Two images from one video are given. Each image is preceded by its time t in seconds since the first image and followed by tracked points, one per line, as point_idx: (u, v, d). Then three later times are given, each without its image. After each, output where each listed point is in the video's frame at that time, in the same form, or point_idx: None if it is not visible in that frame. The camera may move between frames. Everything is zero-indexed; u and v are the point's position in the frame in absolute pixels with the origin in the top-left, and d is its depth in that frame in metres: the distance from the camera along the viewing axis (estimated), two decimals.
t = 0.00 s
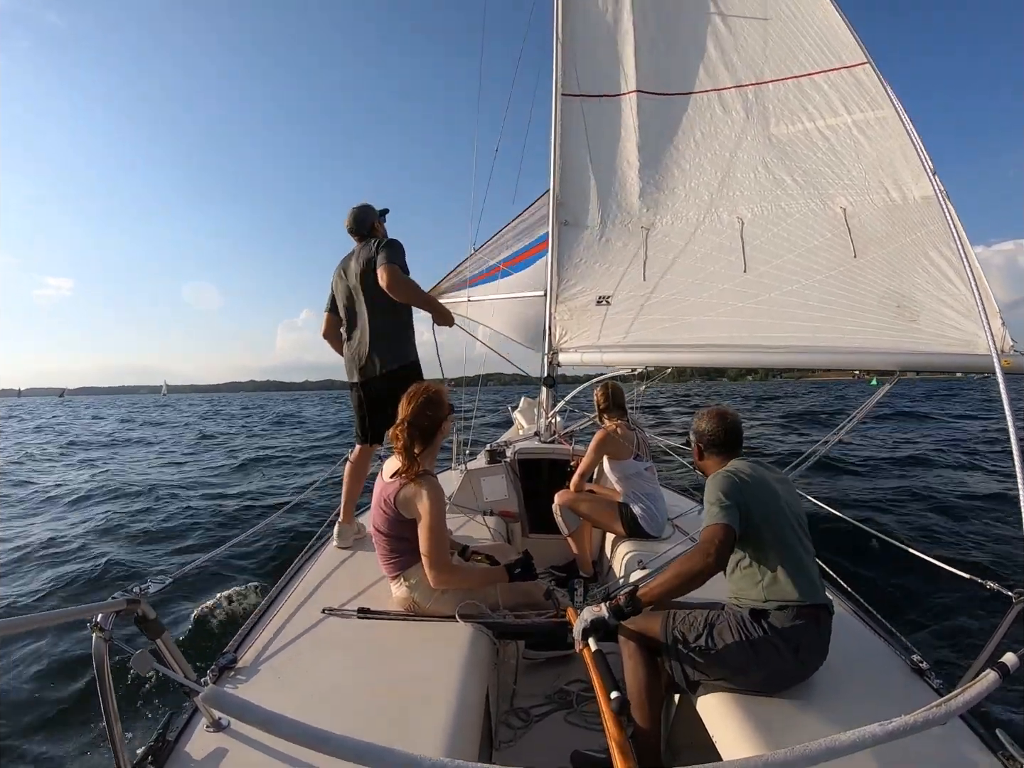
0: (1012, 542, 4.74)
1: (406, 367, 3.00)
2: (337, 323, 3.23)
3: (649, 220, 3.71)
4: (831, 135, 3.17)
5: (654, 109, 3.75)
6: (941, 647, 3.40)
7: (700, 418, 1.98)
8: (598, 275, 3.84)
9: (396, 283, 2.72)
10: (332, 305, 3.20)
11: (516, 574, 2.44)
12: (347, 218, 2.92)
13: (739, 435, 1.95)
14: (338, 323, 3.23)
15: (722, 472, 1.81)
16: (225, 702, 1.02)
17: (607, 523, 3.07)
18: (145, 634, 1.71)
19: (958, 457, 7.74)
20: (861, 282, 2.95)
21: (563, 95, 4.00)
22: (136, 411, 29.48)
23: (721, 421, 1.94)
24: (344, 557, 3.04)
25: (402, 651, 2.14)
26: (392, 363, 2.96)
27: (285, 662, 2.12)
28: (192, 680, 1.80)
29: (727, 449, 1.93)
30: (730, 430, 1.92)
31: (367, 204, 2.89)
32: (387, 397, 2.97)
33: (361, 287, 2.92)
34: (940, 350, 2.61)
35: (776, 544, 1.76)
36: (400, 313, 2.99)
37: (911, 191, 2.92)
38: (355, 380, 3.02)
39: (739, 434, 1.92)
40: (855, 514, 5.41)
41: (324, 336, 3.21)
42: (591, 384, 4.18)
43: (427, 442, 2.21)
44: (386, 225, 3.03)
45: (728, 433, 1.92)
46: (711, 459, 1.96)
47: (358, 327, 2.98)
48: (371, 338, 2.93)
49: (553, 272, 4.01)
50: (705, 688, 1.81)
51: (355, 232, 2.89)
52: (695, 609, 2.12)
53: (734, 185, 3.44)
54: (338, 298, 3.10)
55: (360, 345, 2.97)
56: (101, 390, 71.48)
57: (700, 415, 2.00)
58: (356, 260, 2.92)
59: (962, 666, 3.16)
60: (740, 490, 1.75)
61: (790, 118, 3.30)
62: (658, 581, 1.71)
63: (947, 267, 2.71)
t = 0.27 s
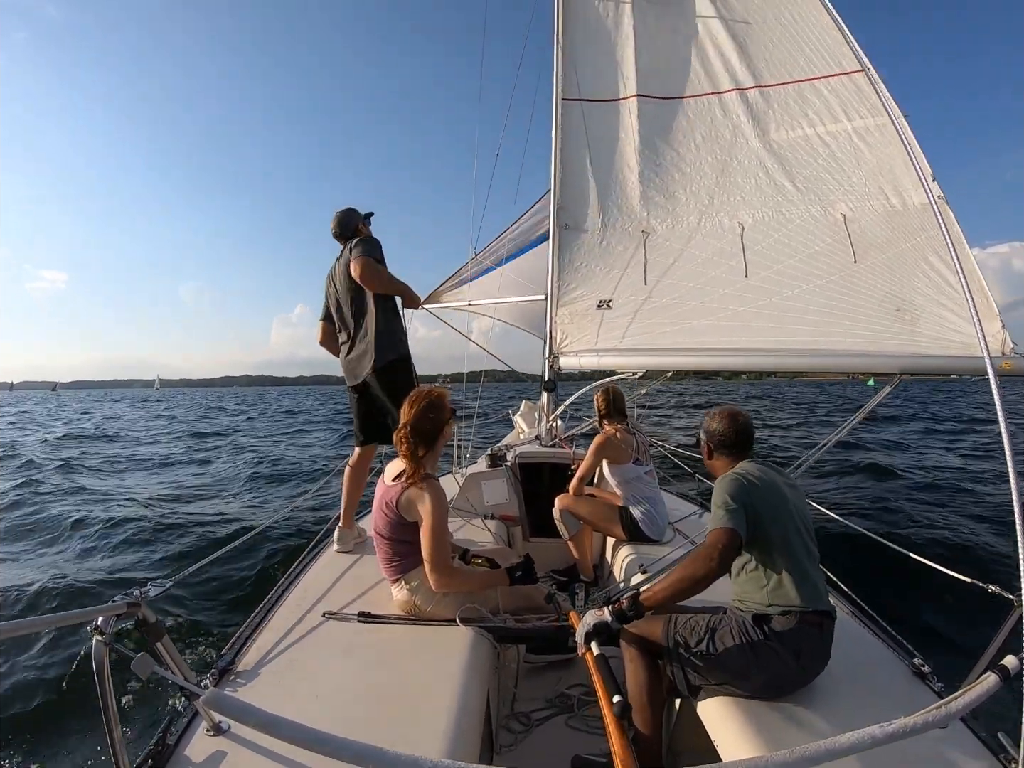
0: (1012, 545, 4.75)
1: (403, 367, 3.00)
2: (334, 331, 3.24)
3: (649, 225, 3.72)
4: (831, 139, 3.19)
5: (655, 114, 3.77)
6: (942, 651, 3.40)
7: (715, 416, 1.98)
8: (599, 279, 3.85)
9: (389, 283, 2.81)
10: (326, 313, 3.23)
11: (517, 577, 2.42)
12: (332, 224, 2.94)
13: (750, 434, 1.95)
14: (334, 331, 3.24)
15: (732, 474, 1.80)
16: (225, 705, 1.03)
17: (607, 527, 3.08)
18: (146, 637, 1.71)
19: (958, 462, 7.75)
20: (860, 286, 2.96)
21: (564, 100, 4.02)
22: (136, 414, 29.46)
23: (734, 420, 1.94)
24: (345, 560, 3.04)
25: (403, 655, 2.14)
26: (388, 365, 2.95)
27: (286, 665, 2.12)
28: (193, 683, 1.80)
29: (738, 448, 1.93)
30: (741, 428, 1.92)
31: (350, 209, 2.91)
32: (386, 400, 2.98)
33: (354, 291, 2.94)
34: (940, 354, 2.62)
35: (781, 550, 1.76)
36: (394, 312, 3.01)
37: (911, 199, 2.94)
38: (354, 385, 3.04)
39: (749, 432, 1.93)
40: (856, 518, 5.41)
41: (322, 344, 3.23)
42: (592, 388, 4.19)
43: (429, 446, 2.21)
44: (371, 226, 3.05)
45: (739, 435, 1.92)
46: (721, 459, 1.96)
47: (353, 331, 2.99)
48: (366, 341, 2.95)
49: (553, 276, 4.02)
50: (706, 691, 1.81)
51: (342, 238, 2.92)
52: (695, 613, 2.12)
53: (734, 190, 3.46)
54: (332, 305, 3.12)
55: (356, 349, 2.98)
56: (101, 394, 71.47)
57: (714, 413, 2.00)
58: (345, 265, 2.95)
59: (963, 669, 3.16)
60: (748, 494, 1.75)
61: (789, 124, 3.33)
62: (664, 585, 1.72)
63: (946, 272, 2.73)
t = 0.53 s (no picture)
0: (1013, 543, 4.74)
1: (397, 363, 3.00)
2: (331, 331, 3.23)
3: (648, 224, 3.72)
4: (828, 135, 3.19)
5: (652, 113, 3.77)
6: (943, 649, 3.39)
7: (729, 412, 1.97)
8: (597, 279, 3.85)
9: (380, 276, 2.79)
10: (323, 314, 3.22)
11: (517, 577, 2.40)
12: (328, 225, 2.95)
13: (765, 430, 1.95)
14: (330, 329, 3.23)
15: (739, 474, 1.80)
16: (225, 704, 1.03)
17: (607, 526, 3.08)
18: (146, 637, 1.71)
19: (957, 459, 7.74)
20: (860, 283, 2.96)
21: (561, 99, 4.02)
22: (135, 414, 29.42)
23: (748, 418, 1.93)
24: (345, 561, 3.04)
25: (404, 655, 2.13)
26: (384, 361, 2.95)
27: (287, 665, 2.12)
28: (193, 683, 1.80)
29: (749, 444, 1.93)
30: (755, 425, 1.92)
31: (347, 209, 2.91)
32: (382, 400, 2.97)
33: (347, 287, 2.93)
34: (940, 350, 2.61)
35: (785, 551, 1.75)
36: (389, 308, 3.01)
37: (909, 189, 2.93)
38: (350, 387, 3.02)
39: (763, 431, 1.92)
40: (856, 516, 5.40)
41: (318, 345, 3.23)
42: (591, 387, 4.18)
43: (429, 446, 2.21)
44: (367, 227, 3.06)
45: (753, 433, 1.92)
46: (731, 455, 1.96)
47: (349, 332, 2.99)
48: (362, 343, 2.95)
49: (552, 275, 4.02)
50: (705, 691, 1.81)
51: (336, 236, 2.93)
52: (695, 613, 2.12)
53: (733, 188, 3.45)
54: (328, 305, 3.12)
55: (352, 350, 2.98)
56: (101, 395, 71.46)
57: (729, 410, 1.99)
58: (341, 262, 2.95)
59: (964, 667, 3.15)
60: (754, 494, 1.74)
61: (786, 121, 3.32)
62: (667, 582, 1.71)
63: (945, 268, 2.72)
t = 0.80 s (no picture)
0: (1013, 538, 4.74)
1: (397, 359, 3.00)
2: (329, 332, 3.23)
3: (646, 221, 3.71)
4: (827, 129, 3.17)
5: (650, 109, 3.76)
6: (943, 644, 3.40)
7: (748, 403, 1.93)
8: (596, 276, 3.84)
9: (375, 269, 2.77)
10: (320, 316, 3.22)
11: (518, 575, 2.42)
12: (320, 227, 2.94)
13: (782, 423, 1.91)
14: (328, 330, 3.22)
15: (743, 471, 1.78)
16: (226, 705, 1.02)
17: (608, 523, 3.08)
18: (148, 638, 1.71)
19: (957, 455, 7.75)
20: (859, 279, 2.95)
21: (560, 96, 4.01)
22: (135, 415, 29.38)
23: (767, 410, 1.89)
24: (345, 560, 3.04)
25: (405, 654, 2.13)
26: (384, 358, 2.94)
27: (288, 665, 2.12)
28: (195, 684, 1.80)
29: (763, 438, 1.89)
30: (772, 419, 1.88)
31: (338, 209, 2.91)
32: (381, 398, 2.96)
33: (343, 287, 2.93)
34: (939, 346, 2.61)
35: (788, 548, 1.74)
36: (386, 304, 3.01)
37: (909, 183, 2.92)
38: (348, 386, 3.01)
39: (782, 426, 1.88)
40: (857, 512, 5.41)
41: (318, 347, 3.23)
42: (590, 384, 4.18)
43: (427, 445, 2.21)
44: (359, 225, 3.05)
45: (771, 428, 1.88)
46: (744, 446, 1.94)
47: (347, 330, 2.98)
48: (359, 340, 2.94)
49: (551, 274, 4.02)
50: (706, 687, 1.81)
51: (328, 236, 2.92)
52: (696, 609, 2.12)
53: (731, 183, 3.44)
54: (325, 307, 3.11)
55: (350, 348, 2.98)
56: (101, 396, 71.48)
57: (745, 401, 1.95)
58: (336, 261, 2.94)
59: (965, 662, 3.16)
60: (758, 492, 1.73)
61: (784, 116, 3.32)
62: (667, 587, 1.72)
63: (945, 263, 2.72)
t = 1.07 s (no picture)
0: (1013, 539, 4.74)
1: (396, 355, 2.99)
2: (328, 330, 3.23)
3: (645, 221, 3.71)
4: (826, 129, 3.17)
5: (649, 109, 3.77)
6: (944, 645, 3.40)
7: (774, 399, 1.89)
8: (595, 276, 3.85)
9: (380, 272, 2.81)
10: (318, 314, 3.22)
11: (515, 575, 2.44)
12: (309, 226, 2.93)
13: (807, 422, 1.88)
14: (327, 328, 3.23)
15: (748, 469, 1.77)
16: (225, 706, 1.02)
17: (607, 524, 3.08)
18: (147, 639, 1.71)
19: (957, 457, 7.75)
20: (858, 280, 2.96)
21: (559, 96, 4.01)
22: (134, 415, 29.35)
23: (791, 408, 1.86)
24: (345, 560, 3.04)
25: (405, 655, 2.13)
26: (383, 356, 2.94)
27: (289, 666, 2.12)
28: (195, 685, 1.80)
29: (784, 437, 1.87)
30: (795, 417, 1.85)
31: (325, 207, 2.89)
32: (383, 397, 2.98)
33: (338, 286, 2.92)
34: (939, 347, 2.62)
35: (790, 546, 1.74)
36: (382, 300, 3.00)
37: (909, 184, 2.92)
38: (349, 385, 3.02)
39: (806, 424, 1.84)
40: (857, 513, 5.40)
41: (317, 345, 3.23)
42: (590, 385, 4.18)
43: (427, 446, 2.21)
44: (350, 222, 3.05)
45: (792, 427, 1.85)
46: (761, 441, 1.93)
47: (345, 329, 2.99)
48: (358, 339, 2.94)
49: (550, 274, 4.02)
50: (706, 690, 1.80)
51: (322, 237, 2.91)
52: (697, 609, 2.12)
53: (730, 184, 3.45)
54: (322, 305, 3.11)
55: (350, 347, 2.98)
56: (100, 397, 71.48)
57: (767, 395, 1.92)
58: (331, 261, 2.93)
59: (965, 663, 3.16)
60: (763, 491, 1.72)
61: (783, 116, 3.32)
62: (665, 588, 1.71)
63: (943, 264, 2.72)
